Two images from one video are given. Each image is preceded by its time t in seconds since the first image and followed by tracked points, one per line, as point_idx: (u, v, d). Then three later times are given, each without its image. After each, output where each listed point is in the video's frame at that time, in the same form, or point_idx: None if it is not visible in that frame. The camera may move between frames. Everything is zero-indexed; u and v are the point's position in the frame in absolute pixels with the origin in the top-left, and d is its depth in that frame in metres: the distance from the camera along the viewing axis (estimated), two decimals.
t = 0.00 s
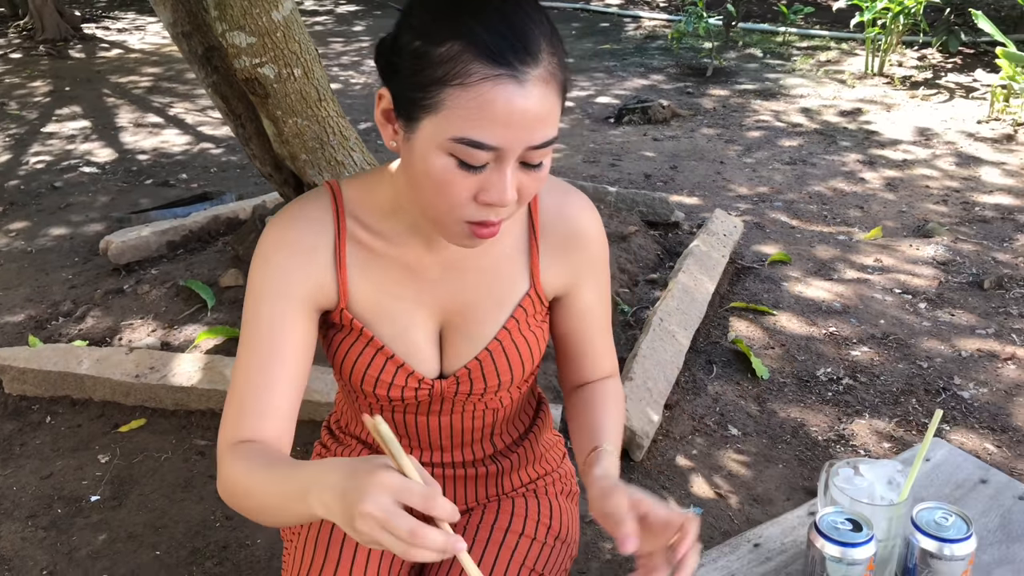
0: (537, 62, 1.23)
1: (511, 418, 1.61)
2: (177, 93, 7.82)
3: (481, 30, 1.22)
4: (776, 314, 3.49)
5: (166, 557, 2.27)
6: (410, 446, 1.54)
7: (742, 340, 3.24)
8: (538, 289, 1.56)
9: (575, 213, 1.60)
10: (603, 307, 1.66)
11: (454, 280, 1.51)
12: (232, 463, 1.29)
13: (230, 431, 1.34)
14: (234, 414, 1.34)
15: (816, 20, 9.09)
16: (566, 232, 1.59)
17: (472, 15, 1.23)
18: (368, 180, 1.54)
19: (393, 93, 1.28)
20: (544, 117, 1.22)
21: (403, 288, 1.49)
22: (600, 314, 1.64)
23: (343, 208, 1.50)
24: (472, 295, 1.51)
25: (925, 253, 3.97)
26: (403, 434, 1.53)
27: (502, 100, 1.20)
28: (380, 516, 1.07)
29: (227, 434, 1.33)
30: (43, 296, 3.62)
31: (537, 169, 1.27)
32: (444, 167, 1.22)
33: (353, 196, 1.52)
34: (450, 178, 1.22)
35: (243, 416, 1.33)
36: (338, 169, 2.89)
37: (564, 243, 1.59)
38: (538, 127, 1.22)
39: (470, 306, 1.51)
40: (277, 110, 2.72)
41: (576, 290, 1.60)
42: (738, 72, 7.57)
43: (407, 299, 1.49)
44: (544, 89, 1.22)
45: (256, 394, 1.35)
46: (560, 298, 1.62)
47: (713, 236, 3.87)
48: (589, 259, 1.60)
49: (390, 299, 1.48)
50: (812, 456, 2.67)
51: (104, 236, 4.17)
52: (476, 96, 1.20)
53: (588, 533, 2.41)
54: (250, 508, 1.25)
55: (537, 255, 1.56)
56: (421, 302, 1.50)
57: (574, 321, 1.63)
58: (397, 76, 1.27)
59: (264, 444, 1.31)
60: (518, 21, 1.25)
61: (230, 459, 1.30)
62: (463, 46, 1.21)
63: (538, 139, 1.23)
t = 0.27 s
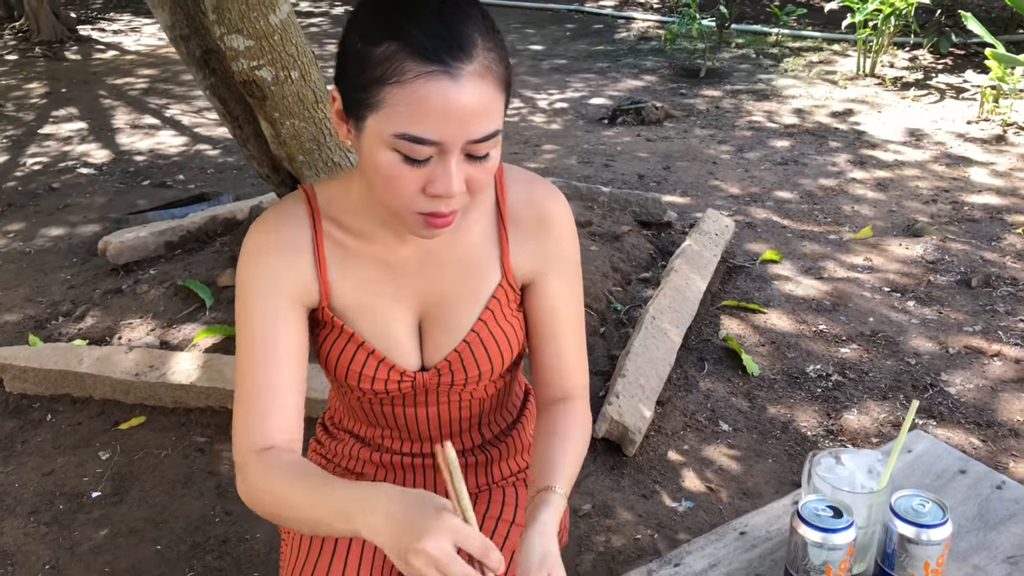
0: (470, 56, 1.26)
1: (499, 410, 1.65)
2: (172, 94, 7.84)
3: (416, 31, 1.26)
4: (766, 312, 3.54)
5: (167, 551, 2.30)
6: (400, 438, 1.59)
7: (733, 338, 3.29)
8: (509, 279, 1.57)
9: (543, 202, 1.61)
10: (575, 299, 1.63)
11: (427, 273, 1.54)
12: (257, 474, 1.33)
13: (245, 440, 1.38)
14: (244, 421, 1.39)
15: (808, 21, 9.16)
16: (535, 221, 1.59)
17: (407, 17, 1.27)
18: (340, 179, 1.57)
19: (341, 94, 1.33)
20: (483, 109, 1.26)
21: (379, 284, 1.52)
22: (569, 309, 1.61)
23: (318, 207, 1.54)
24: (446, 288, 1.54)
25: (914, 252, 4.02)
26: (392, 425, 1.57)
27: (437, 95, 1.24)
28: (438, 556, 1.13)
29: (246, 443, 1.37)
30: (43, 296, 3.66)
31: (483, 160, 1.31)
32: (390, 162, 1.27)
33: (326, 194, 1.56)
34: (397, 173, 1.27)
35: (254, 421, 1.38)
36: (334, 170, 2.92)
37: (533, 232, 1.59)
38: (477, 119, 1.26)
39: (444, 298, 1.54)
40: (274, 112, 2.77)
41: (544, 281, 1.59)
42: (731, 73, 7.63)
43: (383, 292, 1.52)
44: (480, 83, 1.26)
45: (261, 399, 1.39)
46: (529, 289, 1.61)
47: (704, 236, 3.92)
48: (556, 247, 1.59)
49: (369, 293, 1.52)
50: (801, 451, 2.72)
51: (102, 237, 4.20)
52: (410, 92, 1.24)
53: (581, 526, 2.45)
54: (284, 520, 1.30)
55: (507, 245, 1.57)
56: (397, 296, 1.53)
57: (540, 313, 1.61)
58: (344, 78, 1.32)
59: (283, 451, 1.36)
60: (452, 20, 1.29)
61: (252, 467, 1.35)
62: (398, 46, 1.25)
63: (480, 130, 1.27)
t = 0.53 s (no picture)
0: (472, 45, 1.29)
1: (499, 402, 1.69)
2: (171, 93, 7.85)
3: (421, 23, 1.29)
4: (763, 308, 3.57)
5: (171, 543, 2.33)
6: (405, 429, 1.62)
7: (730, 334, 3.33)
8: (514, 272, 1.60)
9: (546, 196, 1.64)
10: (576, 294, 1.67)
11: (431, 265, 1.57)
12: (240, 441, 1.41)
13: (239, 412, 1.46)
14: (240, 395, 1.47)
15: (805, 21, 9.19)
16: (537, 216, 1.62)
17: (412, 10, 1.30)
18: (347, 174, 1.61)
19: (347, 86, 1.36)
20: (485, 94, 1.29)
21: (383, 274, 1.56)
22: (569, 304, 1.65)
23: (324, 201, 1.59)
24: (451, 279, 1.57)
25: (910, 250, 4.05)
26: (396, 416, 1.60)
27: (440, 82, 1.27)
28: (349, 503, 1.17)
29: (236, 411, 1.46)
30: (45, 293, 3.68)
31: (485, 146, 1.34)
32: (396, 148, 1.30)
33: (333, 189, 1.61)
34: (403, 160, 1.30)
35: (248, 396, 1.46)
36: (335, 167, 2.95)
37: (536, 225, 1.62)
38: (478, 106, 1.29)
39: (448, 290, 1.57)
40: (276, 109, 2.79)
41: (546, 276, 1.63)
42: (728, 72, 7.66)
43: (388, 284, 1.56)
44: (481, 69, 1.29)
45: (256, 375, 1.47)
46: (534, 285, 1.64)
47: (702, 233, 3.96)
48: (559, 240, 1.62)
49: (373, 285, 1.56)
50: (798, 444, 2.76)
51: (103, 234, 4.23)
52: (415, 80, 1.27)
53: (581, 518, 2.49)
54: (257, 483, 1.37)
55: (511, 238, 1.60)
56: (401, 287, 1.56)
57: (544, 307, 1.65)
58: (348, 71, 1.35)
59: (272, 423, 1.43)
60: (455, 12, 1.32)
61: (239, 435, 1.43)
62: (400, 36, 1.29)
63: (482, 116, 1.30)
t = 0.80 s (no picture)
0: (498, 38, 1.32)
1: (509, 394, 1.72)
2: (175, 92, 7.88)
3: (449, 16, 1.32)
4: (765, 307, 3.60)
5: (181, 538, 2.36)
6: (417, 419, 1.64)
7: (734, 332, 3.35)
8: (529, 262, 1.64)
9: (561, 190, 1.69)
10: (589, 284, 1.72)
11: (450, 254, 1.60)
12: (269, 419, 1.48)
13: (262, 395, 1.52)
14: (264, 379, 1.52)
15: (807, 20, 9.21)
16: (553, 210, 1.67)
17: (439, 4, 1.33)
18: (367, 165, 1.64)
19: (375, 79, 1.38)
20: (511, 83, 1.33)
21: (403, 263, 1.58)
22: (583, 294, 1.71)
23: (346, 190, 1.62)
24: (468, 268, 1.60)
25: (912, 249, 4.07)
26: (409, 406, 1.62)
27: (468, 73, 1.30)
28: (418, 427, 1.27)
29: (262, 396, 1.51)
30: (53, 291, 3.71)
31: (509, 136, 1.37)
32: (424, 137, 1.33)
33: (354, 180, 1.63)
34: (431, 149, 1.33)
35: (272, 379, 1.51)
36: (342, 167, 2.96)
37: (550, 218, 1.67)
38: (504, 96, 1.32)
39: (465, 279, 1.60)
40: (283, 109, 2.81)
41: (562, 268, 1.68)
42: (730, 71, 7.68)
43: (407, 273, 1.58)
44: (507, 59, 1.32)
45: (281, 362, 1.52)
46: (548, 275, 1.70)
47: (705, 231, 3.98)
48: (574, 233, 1.68)
49: (392, 273, 1.58)
50: (801, 441, 2.78)
51: (110, 233, 4.25)
52: (444, 71, 1.30)
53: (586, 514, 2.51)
54: (296, 456, 1.45)
55: (527, 230, 1.64)
56: (420, 276, 1.59)
57: (560, 297, 1.70)
58: (376, 64, 1.38)
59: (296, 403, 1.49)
60: (481, 5, 1.35)
61: (265, 417, 1.49)
62: (429, 29, 1.31)
63: (508, 105, 1.33)
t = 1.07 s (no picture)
0: (556, 43, 1.34)
1: (523, 396, 1.74)
2: (178, 94, 7.90)
3: (507, 20, 1.33)
4: (768, 308, 3.61)
5: (190, 538, 2.38)
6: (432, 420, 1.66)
7: (737, 333, 3.36)
8: (557, 270, 1.67)
9: (590, 201, 1.72)
10: (610, 294, 1.76)
11: (483, 259, 1.62)
12: (300, 424, 1.45)
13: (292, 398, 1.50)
14: (294, 380, 1.51)
15: (809, 22, 9.23)
16: (582, 220, 1.71)
17: (499, 8, 1.35)
18: (405, 169, 1.66)
19: (433, 85, 1.38)
20: (567, 89, 1.35)
21: (437, 266, 1.60)
22: (605, 303, 1.75)
23: (383, 193, 1.63)
24: (499, 272, 1.62)
25: (914, 250, 4.09)
26: (427, 407, 1.65)
27: (528, 77, 1.31)
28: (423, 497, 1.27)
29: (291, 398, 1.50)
30: (60, 293, 3.73)
31: (562, 141, 1.38)
32: (481, 139, 1.34)
33: (391, 183, 1.65)
34: (488, 152, 1.34)
35: (302, 381, 1.50)
36: (347, 169, 2.99)
37: (580, 228, 1.70)
38: (560, 100, 1.34)
39: (496, 283, 1.62)
40: (290, 112, 2.84)
41: (587, 276, 1.72)
42: (732, 73, 7.70)
43: (439, 275, 1.60)
44: (563, 64, 1.34)
45: (312, 362, 1.51)
46: (574, 284, 1.73)
47: (708, 233, 4.00)
48: (601, 243, 1.71)
49: (425, 275, 1.60)
50: (804, 442, 2.79)
51: (116, 234, 4.28)
52: (505, 74, 1.31)
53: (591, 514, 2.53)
54: (323, 470, 1.42)
55: (557, 238, 1.68)
56: (451, 279, 1.61)
57: (583, 304, 1.74)
58: (433, 68, 1.38)
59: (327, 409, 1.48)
60: (538, 11, 1.36)
61: (296, 421, 1.47)
62: (489, 34, 1.33)
63: (563, 110, 1.35)
